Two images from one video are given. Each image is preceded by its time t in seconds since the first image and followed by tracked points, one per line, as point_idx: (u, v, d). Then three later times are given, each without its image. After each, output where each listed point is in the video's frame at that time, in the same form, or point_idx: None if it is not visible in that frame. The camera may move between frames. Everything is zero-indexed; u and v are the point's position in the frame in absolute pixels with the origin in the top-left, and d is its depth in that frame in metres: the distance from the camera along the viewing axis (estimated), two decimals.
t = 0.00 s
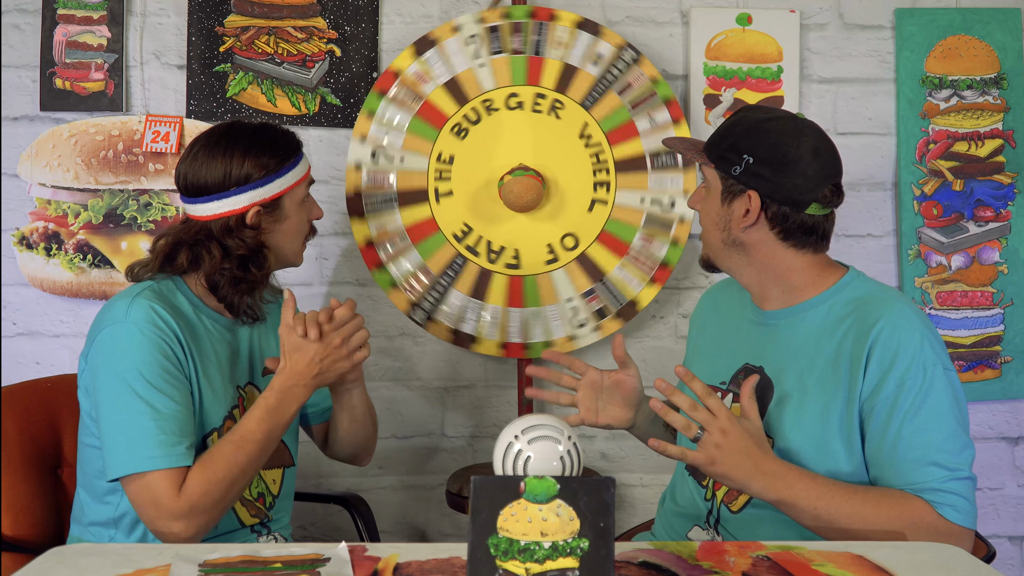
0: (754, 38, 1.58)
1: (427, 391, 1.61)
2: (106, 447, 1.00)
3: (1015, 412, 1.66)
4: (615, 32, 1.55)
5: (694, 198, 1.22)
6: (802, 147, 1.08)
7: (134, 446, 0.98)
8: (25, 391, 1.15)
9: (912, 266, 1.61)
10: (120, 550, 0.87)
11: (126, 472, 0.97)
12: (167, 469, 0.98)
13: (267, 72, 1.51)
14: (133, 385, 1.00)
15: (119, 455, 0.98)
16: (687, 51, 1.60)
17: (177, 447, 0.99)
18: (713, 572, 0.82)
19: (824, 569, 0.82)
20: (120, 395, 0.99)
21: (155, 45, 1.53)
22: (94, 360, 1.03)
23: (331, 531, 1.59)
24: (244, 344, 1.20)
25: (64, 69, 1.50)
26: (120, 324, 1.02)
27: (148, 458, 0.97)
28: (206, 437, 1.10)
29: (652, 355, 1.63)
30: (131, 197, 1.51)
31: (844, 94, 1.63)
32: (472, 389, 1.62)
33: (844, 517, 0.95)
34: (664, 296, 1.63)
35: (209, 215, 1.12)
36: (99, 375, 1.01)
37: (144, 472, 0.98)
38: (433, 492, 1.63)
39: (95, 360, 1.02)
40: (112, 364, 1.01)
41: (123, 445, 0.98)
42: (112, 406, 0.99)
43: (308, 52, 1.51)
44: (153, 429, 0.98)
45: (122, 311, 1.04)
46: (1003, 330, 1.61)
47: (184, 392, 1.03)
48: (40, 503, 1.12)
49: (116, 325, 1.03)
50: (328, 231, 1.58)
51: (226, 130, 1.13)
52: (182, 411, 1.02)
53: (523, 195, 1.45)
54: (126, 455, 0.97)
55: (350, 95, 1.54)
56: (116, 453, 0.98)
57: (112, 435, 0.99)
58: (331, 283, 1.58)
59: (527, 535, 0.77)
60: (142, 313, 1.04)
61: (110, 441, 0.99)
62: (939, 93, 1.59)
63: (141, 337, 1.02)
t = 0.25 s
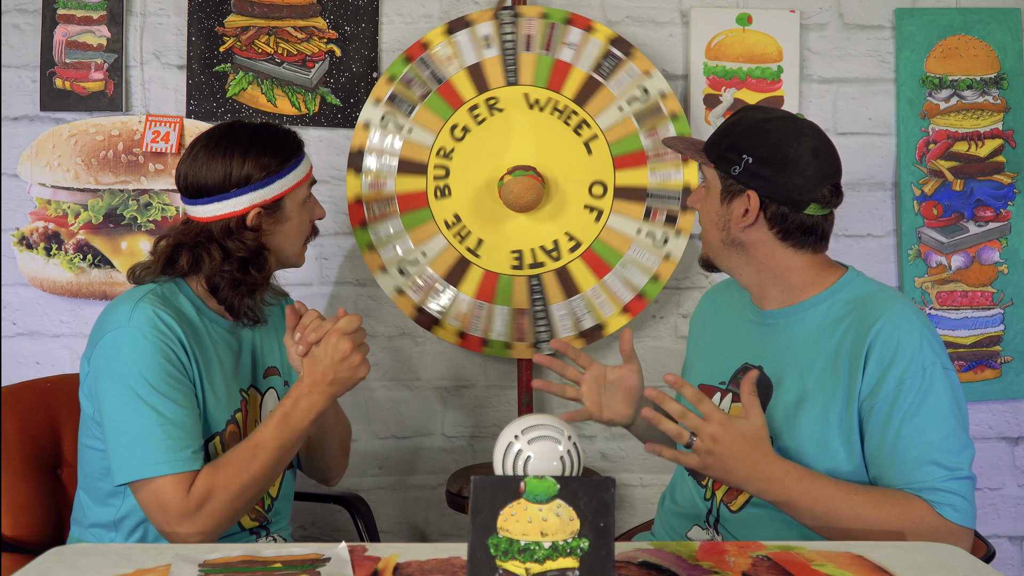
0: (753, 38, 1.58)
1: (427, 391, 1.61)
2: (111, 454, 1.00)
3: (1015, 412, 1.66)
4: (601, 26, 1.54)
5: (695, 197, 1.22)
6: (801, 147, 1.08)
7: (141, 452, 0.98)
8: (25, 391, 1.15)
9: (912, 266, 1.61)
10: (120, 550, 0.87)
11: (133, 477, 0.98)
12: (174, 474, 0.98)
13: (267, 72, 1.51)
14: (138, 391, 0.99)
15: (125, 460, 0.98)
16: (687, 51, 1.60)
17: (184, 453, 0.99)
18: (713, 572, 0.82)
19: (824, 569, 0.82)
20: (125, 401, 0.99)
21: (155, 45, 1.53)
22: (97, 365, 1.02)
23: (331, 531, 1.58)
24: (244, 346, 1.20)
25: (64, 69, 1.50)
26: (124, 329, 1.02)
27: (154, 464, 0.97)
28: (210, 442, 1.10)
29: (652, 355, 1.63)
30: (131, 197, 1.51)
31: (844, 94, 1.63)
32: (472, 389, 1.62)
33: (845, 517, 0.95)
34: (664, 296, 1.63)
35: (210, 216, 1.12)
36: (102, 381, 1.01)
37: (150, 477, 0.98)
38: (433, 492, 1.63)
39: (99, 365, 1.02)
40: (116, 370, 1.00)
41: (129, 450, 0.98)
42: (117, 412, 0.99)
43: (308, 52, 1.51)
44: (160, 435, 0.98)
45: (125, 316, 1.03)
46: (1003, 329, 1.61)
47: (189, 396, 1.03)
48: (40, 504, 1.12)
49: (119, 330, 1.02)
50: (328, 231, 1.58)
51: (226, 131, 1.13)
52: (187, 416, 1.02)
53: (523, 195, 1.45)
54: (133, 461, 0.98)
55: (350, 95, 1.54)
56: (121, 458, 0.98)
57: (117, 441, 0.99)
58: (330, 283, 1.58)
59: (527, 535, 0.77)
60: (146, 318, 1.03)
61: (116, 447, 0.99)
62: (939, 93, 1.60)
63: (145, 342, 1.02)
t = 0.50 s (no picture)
0: (753, 38, 1.58)
1: (427, 391, 1.61)
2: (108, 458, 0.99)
3: (1015, 412, 1.66)
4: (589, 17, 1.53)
5: (699, 195, 1.22)
6: (805, 145, 1.08)
7: (139, 456, 0.97)
8: (25, 391, 1.15)
9: (912, 266, 1.61)
10: (120, 550, 0.87)
11: (131, 481, 0.97)
12: (169, 480, 0.98)
13: (267, 72, 1.51)
14: (134, 395, 0.99)
15: (120, 464, 0.98)
16: (687, 51, 1.60)
17: (179, 458, 0.99)
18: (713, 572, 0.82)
19: (824, 569, 0.82)
20: (122, 405, 0.99)
21: (155, 45, 1.53)
22: (94, 369, 1.02)
23: (331, 531, 1.58)
24: (240, 350, 1.20)
25: (63, 69, 1.50)
26: (121, 333, 1.02)
27: (149, 468, 0.97)
28: (205, 447, 1.10)
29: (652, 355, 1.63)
30: (131, 197, 1.51)
31: (844, 94, 1.63)
32: (471, 389, 1.62)
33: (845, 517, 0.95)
34: (664, 296, 1.63)
35: (210, 219, 1.12)
36: (99, 385, 1.01)
37: (149, 482, 0.97)
38: (433, 492, 1.63)
39: (95, 369, 1.02)
40: (113, 374, 1.00)
41: (124, 455, 0.98)
42: (114, 415, 0.99)
43: (308, 52, 1.51)
44: (155, 440, 0.98)
45: (123, 319, 1.03)
46: (1004, 329, 1.61)
47: (185, 401, 1.03)
48: (39, 505, 1.12)
49: (117, 334, 1.02)
50: (328, 231, 1.58)
51: (226, 132, 1.13)
52: (185, 420, 1.02)
53: (523, 195, 1.45)
54: (131, 465, 0.97)
55: (350, 95, 1.54)
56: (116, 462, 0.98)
57: (112, 445, 0.99)
58: (330, 283, 1.58)
59: (527, 535, 0.77)
60: (143, 321, 1.03)
61: (110, 450, 0.99)
62: (939, 92, 1.60)
63: (143, 346, 1.02)
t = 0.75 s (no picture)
0: (753, 38, 1.58)
1: (427, 391, 1.61)
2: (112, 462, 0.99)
3: (1015, 412, 1.66)
4: (588, 16, 1.53)
5: (705, 193, 1.22)
6: (813, 144, 1.08)
7: (144, 459, 0.97)
8: (25, 391, 1.15)
9: (912, 266, 1.61)
10: (120, 550, 0.87)
11: (137, 484, 0.97)
12: (176, 479, 0.98)
13: (267, 72, 1.51)
14: (135, 398, 0.99)
15: (126, 467, 0.98)
16: (687, 51, 1.60)
17: (184, 457, 0.98)
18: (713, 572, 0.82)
19: (824, 569, 0.82)
20: (124, 409, 0.99)
21: (155, 45, 1.53)
22: (94, 373, 1.02)
23: (331, 531, 1.58)
24: (240, 351, 1.20)
25: (63, 69, 1.49)
26: (120, 337, 1.02)
27: (155, 469, 0.97)
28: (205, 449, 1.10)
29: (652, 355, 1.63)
30: (131, 197, 1.51)
31: (844, 94, 1.63)
32: (471, 389, 1.62)
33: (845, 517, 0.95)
34: (664, 296, 1.63)
35: (208, 220, 1.12)
36: (100, 389, 1.01)
37: (154, 483, 0.97)
38: (433, 492, 1.63)
39: (95, 373, 1.02)
40: (113, 378, 1.00)
41: (129, 458, 0.98)
42: (117, 420, 0.99)
43: (308, 52, 1.51)
44: (160, 441, 0.98)
45: (121, 324, 1.03)
46: (1004, 329, 1.61)
47: (187, 402, 1.03)
48: (39, 505, 1.12)
49: (117, 337, 1.02)
50: (328, 231, 1.58)
51: (223, 132, 1.12)
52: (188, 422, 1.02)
53: (523, 195, 1.45)
54: (137, 468, 0.97)
55: (350, 95, 1.54)
56: (123, 464, 0.98)
57: (117, 449, 0.99)
58: (330, 283, 1.58)
59: (527, 535, 0.77)
60: (142, 325, 1.03)
61: (116, 454, 0.99)
62: (939, 92, 1.60)
63: (142, 349, 1.01)
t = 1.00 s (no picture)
0: (753, 38, 1.58)
1: (427, 391, 1.61)
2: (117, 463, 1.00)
3: (1015, 412, 1.66)
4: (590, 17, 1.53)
5: (697, 204, 1.21)
6: (809, 149, 1.08)
7: (149, 460, 0.98)
8: (25, 391, 1.15)
9: (912, 266, 1.61)
10: (120, 550, 0.87)
11: (142, 485, 0.97)
12: (179, 480, 0.98)
13: (267, 72, 1.51)
14: (140, 399, 0.99)
15: (132, 468, 0.98)
16: (687, 51, 1.60)
17: (190, 458, 0.99)
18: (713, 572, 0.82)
19: (824, 569, 0.82)
20: (129, 410, 0.99)
21: (155, 45, 1.53)
22: (97, 374, 1.02)
23: (331, 531, 1.58)
24: (242, 351, 1.20)
25: (63, 69, 1.50)
26: (124, 338, 1.02)
27: (162, 471, 0.97)
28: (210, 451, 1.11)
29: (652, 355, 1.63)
30: (131, 197, 1.51)
31: (844, 94, 1.63)
32: (471, 389, 1.62)
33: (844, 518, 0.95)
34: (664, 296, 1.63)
35: (211, 222, 1.11)
36: (104, 390, 1.01)
37: (160, 484, 0.98)
38: (433, 492, 1.63)
39: (98, 374, 1.02)
40: (117, 380, 1.00)
41: (134, 460, 0.98)
42: (122, 421, 0.99)
43: (308, 52, 1.51)
44: (165, 443, 0.98)
45: (124, 325, 1.03)
46: (1004, 329, 1.61)
47: (192, 404, 1.03)
48: (39, 504, 1.12)
49: (119, 339, 1.02)
50: (328, 231, 1.58)
51: (224, 133, 1.11)
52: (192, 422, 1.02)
53: (523, 194, 1.44)
54: (142, 469, 0.98)
55: (350, 95, 1.54)
56: (128, 466, 0.98)
57: (122, 450, 0.99)
58: (330, 283, 1.59)
59: (527, 535, 0.77)
60: (146, 326, 1.03)
61: (122, 455, 0.99)
62: (939, 93, 1.60)
63: (146, 351, 1.01)
